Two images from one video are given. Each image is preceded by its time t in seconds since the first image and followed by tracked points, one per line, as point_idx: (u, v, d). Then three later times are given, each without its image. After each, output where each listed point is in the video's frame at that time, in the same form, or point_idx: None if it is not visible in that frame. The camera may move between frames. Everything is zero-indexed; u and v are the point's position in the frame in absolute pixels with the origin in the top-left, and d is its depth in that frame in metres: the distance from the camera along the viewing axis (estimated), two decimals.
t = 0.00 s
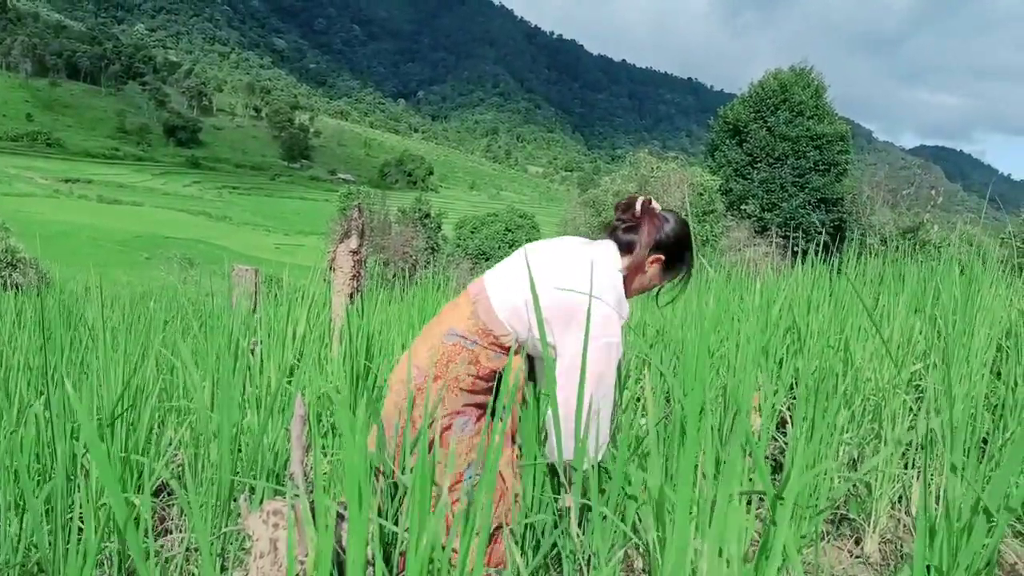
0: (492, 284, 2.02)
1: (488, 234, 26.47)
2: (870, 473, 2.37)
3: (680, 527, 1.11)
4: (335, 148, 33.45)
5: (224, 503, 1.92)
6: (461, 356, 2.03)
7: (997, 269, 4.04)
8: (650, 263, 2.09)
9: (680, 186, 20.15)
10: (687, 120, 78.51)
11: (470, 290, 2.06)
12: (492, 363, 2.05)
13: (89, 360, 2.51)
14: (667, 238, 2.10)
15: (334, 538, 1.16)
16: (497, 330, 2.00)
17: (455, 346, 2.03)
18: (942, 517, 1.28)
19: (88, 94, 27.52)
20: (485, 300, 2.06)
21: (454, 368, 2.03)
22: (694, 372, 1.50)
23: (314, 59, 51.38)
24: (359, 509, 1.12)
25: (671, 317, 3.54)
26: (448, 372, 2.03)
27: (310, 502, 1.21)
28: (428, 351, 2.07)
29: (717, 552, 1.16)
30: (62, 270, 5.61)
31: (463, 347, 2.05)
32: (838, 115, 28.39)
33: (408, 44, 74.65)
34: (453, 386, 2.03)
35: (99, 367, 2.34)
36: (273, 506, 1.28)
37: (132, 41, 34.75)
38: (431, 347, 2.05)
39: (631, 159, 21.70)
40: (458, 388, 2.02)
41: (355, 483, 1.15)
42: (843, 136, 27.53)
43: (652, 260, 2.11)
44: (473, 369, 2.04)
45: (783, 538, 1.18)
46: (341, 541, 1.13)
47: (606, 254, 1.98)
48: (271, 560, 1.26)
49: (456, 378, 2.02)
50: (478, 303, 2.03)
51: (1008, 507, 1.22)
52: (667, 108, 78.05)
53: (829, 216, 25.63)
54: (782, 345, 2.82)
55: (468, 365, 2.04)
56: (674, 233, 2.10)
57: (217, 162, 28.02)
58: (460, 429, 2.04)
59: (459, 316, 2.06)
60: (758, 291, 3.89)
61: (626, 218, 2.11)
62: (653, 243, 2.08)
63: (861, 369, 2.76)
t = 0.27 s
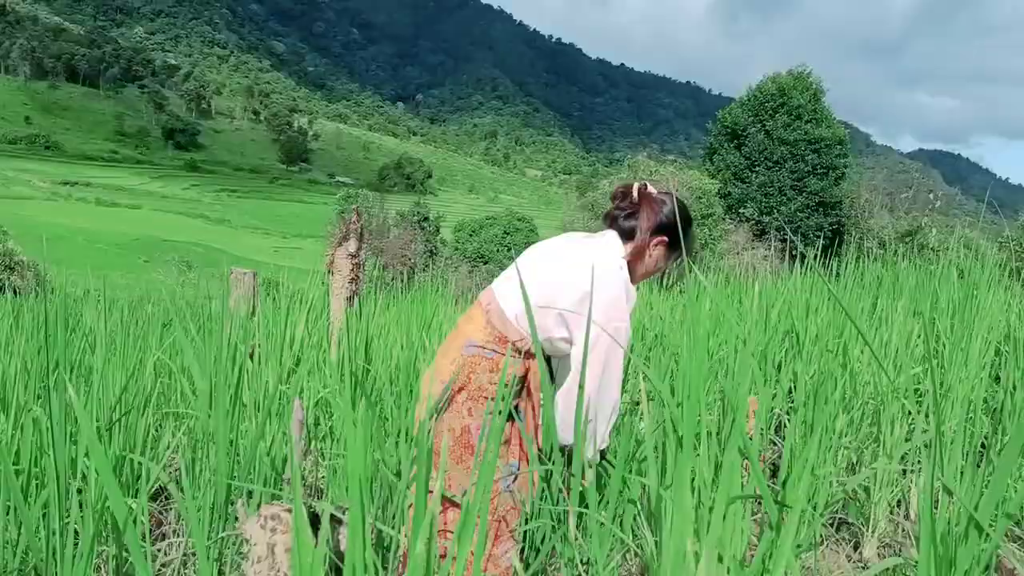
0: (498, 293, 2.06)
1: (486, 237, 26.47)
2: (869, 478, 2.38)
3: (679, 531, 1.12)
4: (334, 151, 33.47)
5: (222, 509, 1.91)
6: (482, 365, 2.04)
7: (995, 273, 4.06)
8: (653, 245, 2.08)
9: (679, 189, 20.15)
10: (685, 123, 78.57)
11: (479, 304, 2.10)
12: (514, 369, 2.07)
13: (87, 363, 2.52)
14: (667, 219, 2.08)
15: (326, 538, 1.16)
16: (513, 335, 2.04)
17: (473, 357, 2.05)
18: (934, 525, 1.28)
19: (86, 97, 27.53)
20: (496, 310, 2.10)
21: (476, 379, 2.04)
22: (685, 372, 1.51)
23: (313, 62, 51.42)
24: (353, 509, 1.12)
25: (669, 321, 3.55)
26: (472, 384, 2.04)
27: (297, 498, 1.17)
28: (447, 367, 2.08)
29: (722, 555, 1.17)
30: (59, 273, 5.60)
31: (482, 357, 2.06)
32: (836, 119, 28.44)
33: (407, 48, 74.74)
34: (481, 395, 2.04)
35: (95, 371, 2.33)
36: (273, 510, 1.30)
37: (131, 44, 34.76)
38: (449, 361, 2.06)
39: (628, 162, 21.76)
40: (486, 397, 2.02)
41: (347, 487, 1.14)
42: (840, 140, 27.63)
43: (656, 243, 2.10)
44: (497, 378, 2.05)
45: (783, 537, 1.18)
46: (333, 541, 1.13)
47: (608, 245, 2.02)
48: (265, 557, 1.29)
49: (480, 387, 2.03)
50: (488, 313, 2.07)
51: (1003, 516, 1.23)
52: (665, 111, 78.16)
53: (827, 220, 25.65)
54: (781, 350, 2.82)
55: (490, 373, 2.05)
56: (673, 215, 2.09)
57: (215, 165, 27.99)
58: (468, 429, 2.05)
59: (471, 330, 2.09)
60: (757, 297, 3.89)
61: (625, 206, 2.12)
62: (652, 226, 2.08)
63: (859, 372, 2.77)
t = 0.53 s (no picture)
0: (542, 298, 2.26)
1: (482, 240, 26.45)
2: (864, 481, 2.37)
3: (674, 534, 1.11)
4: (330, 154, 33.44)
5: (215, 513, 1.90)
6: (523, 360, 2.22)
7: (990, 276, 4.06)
8: (687, 258, 2.19)
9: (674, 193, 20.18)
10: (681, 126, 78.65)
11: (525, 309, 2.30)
12: (553, 369, 2.24)
13: (79, 367, 2.51)
14: (705, 236, 2.18)
15: (321, 541, 1.16)
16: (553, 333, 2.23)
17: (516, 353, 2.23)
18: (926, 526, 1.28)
19: (81, 99, 27.49)
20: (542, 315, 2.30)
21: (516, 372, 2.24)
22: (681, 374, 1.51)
23: (309, 65, 51.42)
24: (348, 513, 1.13)
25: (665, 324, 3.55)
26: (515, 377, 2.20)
27: (294, 506, 1.17)
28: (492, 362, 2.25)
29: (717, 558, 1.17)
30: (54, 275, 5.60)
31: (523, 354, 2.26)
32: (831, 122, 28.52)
33: (403, 51, 74.80)
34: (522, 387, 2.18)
35: (86, 375, 2.31)
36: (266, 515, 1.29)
37: (126, 46, 34.73)
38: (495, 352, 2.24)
39: (624, 165, 21.84)
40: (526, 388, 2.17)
41: (342, 495, 1.13)
42: (835, 144, 27.69)
43: (691, 256, 2.22)
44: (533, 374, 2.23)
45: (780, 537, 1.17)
46: (328, 547, 1.13)
47: (642, 258, 2.17)
48: (259, 565, 1.31)
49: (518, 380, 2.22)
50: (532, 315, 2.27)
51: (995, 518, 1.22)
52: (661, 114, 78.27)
53: (822, 223, 25.68)
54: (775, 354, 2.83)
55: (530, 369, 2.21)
56: (712, 232, 2.18)
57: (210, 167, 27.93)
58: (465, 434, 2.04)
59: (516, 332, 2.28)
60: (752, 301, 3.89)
61: (664, 223, 2.27)
62: (687, 242, 2.20)
63: (853, 376, 2.78)
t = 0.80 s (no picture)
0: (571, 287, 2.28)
1: (468, 241, 26.45)
2: (849, 482, 2.37)
3: (656, 540, 1.09)
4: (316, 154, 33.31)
5: (198, 517, 1.88)
6: (539, 343, 2.27)
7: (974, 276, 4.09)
8: (714, 282, 2.16)
9: (660, 193, 20.28)
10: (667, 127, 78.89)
11: (552, 297, 2.35)
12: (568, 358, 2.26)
13: (59, 366, 2.46)
14: (733, 264, 2.17)
15: (306, 545, 1.13)
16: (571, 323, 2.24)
17: (533, 336, 2.29)
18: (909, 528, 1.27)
19: (64, 100, 27.29)
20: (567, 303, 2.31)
21: (530, 355, 2.26)
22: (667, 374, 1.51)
23: (295, 66, 51.22)
24: (331, 518, 1.10)
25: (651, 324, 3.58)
26: (526, 359, 2.27)
27: (281, 504, 1.12)
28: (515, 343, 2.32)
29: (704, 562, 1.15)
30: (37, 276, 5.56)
31: (541, 337, 2.28)
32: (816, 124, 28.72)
33: (390, 52, 74.69)
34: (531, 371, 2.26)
35: (65, 377, 2.28)
36: (250, 520, 1.27)
37: (110, 47, 34.47)
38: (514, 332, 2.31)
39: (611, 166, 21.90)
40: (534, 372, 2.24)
41: (325, 501, 1.10)
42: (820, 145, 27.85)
43: (718, 281, 2.18)
44: (547, 359, 2.25)
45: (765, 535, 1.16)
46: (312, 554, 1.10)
47: (668, 269, 2.19)
48: (241, 567, 1.24)
49: (531, 361, 2.25)
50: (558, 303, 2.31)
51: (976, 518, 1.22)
52: (647, 115, 78.51)
53: (808, 223, 25.84)
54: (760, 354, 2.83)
55: (544, 356, 2.26)
56: (740, 262, 2.17)
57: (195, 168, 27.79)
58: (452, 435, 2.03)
59: (540, 315, 2.34)
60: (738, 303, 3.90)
61: (695, 247, 2.25)
62: (716, 268, 2.17)
63: (838, 376, 2.78)
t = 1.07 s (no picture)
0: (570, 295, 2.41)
1: (448, 240, 26.37)
2: (827, 479, 2.37)
3: (633, 541, 1.08)
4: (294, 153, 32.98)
5: (174, 521, 1.84)
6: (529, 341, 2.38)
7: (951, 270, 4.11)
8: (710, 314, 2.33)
9: (639, 192, 20.36)
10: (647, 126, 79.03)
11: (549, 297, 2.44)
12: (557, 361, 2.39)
13: (30, 369, 2.41)
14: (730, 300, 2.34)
15: (282, 553, 1.11)
16: (563, 328, 2.36)
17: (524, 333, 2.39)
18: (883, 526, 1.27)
19: (37, 99, 26.89)
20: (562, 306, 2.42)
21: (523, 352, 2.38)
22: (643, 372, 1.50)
23: (273, 64, 50.82)
24: (307, 527, 1.09)
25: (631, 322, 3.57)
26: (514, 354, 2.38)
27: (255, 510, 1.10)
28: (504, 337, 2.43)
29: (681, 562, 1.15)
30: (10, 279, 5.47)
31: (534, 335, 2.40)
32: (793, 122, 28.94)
33: (369, 51, 74.34)
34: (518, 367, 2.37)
35: (37, 380, 2.23)
36: (222, 525, 1.24)
37: (83, 44, 33.99)
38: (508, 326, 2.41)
39: (590, 164, 21.92)
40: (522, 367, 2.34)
41: (305, 520, 1.10)
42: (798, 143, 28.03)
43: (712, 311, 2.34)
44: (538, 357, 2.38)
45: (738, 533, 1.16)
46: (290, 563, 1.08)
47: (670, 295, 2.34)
48: (216, 575, 1.22)
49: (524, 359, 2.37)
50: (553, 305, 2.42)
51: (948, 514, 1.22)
52: (627, 114, 78.68)
53: (786, 220, 26.04)
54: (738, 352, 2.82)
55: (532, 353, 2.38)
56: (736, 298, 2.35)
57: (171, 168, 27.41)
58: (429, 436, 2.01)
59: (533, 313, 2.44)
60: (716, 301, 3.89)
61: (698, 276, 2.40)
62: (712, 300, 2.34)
63: (815, 373, 2.79)
